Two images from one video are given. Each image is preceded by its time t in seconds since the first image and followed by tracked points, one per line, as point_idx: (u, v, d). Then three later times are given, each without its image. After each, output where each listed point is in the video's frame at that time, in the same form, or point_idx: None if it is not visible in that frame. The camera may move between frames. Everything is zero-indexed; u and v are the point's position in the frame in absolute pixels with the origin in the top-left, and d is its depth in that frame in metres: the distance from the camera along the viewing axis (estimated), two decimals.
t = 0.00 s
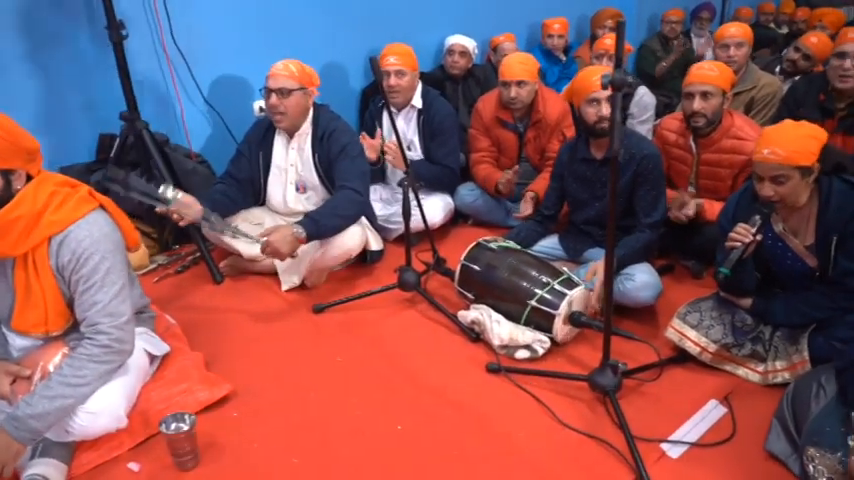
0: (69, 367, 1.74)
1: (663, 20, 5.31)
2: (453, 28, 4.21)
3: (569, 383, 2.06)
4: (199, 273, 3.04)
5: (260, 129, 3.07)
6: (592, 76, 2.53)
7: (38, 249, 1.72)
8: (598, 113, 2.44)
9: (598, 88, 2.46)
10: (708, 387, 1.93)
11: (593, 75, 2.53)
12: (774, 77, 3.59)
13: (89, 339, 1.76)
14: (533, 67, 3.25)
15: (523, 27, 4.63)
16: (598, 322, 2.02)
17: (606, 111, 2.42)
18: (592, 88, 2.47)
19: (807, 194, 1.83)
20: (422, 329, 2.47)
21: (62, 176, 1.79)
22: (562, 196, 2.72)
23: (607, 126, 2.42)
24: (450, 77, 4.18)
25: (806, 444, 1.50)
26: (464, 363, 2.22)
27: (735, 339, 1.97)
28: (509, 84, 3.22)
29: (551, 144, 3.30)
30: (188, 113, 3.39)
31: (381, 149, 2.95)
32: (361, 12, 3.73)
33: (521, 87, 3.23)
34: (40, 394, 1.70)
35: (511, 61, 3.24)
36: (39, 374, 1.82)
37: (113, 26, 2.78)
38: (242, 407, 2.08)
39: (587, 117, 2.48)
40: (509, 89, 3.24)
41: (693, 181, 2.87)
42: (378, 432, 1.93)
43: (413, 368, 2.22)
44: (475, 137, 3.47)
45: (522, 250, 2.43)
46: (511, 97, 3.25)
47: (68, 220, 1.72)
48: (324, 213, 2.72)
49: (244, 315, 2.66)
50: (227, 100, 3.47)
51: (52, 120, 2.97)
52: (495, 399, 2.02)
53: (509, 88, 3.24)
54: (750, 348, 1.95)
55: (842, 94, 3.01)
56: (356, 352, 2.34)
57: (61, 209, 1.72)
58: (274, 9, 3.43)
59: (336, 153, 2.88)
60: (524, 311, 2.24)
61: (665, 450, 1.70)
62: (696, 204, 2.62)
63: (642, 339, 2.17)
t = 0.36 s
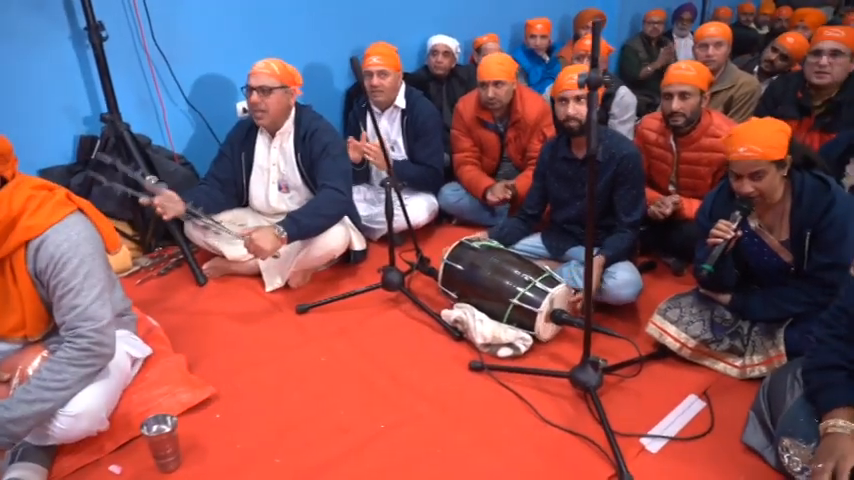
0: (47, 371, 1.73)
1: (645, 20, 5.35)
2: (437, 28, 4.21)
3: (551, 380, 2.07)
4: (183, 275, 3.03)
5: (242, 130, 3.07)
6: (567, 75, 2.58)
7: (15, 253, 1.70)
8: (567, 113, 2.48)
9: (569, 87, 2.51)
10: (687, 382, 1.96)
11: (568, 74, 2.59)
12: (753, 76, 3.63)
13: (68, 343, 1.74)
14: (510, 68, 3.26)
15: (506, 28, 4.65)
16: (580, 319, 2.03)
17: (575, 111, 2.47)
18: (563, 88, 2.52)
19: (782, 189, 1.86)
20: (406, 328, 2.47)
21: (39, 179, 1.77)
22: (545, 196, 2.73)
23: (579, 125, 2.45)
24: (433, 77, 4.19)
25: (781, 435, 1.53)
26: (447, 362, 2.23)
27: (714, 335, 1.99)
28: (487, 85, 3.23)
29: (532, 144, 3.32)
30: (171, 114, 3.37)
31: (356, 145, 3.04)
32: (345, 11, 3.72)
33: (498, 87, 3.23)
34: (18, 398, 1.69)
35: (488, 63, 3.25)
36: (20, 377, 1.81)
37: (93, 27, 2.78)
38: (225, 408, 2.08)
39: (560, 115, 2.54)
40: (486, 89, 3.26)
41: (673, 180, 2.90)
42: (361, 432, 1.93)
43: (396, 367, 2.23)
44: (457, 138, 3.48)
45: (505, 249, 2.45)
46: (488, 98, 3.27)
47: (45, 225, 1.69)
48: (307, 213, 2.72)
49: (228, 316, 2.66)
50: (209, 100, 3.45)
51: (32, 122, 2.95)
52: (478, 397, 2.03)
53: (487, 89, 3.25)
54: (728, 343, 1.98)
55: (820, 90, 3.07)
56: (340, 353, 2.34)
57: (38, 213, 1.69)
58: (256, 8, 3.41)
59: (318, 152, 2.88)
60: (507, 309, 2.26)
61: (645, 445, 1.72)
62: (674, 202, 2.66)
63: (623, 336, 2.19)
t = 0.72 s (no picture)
0: (25, 376, 1.71)
1: (627, 21, 5.40)
2: (419, 30, 4.22)
3: (532, 379, 2.09)
4: (164, 279, 3.01)
5: (223, 132, 3.06)
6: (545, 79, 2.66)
7: None
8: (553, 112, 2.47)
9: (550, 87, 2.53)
10: (665, 379, 1.98)
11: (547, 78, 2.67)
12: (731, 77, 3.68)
13: (46, 348, 1.73)
14: (495, 69, 3.27)
15: (489, 30, 4.68)
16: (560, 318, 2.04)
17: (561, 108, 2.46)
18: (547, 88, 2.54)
19: (755, 188, 1.91)
20: (389, 330, 2.48)
21: (17, 184, 1.76)
22: (526, 197, 2.75)
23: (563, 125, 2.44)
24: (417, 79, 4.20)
25: (755, 431, 1.56)
26: (429, 363, 2.24)
27: (691, 333, 2.02)
28: (472, 87, 3.24)
29: (515, 145, 3.34)
30: (152, 117, 3.35)
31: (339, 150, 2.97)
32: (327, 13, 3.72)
33: (484, 89, 3.25)
34: None
35: (473, 64, 3.24)
36: None
37: (71, 30, 2.76)
38: (206, 412, 2.07)
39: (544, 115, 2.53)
40: (472, 91, 3.27)
41: (653, 180, 2.91)
42: (343, 433, 1.93)
43: (378, 368, 2.23)
44: (441, 140, 3.50)
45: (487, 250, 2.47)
46: (474, 99, 3.27)
47: (24, 230, 1.68)
48: (288, 215, 2.71)
49: (210, 319, 2.65)
50: (190, 103, 3.44)
51: (10, 125, 2.92)
52: (460, 397, 2.04)
53: (473, 90, 3.26)
54: (705, 341, 2.00)
55: (792, 91, 3.12)
56: (322, 355, 2.34)
57: (16, 218, 1.68)
58: (237, 10, 3.40)
59: (300, 155, 2.88)
60: (488, 309, 2.27)
61: (623, 442, 1.74)
62: (661, 204, 2.66)
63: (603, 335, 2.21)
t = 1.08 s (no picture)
0: (1, 380, 1.70)
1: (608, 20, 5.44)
2: (401, 30, 4.22)
3: (511, 374, 2.11)
4: (145, 281, 2.99)
5: (202, 133, 3.04)
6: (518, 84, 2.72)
7: None
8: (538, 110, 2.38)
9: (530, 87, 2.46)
10: (643, 373, 2.01)
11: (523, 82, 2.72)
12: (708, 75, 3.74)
13: (23, 351, 1.72)
14: (472, 69, 3.27)
15: (470, 29, 4.69)
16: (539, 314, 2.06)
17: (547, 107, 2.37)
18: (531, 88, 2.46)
19: (728, 182, 1.94)
20: (370, 328, 2.48)
21: None
22: (507, 194, 2.77)
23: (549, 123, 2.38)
24: (399, 79, 4.20)
25: (729, 422, 1.60)
26: (410, 360, 2.25)
27: (667, 327, 2.04)
28: (451, 86, 3.25)
29: (496, 144, 3.33)
30: (131, 118, 3.33)
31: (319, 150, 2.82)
32: (308, 12, 3.71)
33: (462, 88, 3.26)
34: None
35: (452, 64, 3.24)
36: None
37: (47, 31, 2.72)
38: (187, 413, 2.06)
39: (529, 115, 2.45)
40: (451, 90, 3.27)
41: (631, 176, 2.98)
42: (324, 432, 1.93)
43: (359, 367, 2.24)
44: (422, 139, 3.52)
45: (467, 248, 2.48)
46: (453, 99, 3.28)
47: None
48: (268, 215, 2.70)
49: (191, 321, 2.64)
50: (169, 104, 3.42)
51: None
52: (440, 394, 2.05)
53: (451, 90, 3.27)
54: (682, 335, 2.03)
55: (770, 89, 3.16)
56: (303, 354, 2.34)
57: None
58: (217, 10, 3.38)
59: (281, 154, 2.87)
60: (468, 307, 2.28)
61: (601, 436, 1.76)
62: (630, 195, 2.72)
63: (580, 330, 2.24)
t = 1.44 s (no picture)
0: None
1: (588, 20, 5.47)
2: (383, 31, 4.22)
3: (491, 371, 2.12)
4: (126, 284, 2.97)
5: (182, 136, 3.02)
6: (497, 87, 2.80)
7: None
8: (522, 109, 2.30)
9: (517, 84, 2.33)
10: (621, 369, 2.03)
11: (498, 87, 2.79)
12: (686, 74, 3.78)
13: None
14: (452, 69, 3.27)
15: (452, 29, 4.70)
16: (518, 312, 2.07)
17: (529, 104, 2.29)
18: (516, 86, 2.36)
19: (702, 181, 1.96)
20: (352, 328, 2.48)
21: None
22: (487, 194, 2.78)
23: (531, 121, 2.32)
24: (381, 79, 4.21)
25: (705, 415, 1.63)
26: (392, 360, 2.25)
27: (645, 322, 2.07)
28: (431, 87, 3.25)
29: (476, 144, 3.36)
30: (109, 121, 3.31)
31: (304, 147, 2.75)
32: (288, 14, 3.70)
33: (442, 89, 3.27)
34: None
35: (431, 64, 3.24)
36: None
37: (21, 33, 2.69)
38: (167, 416, 2.05)
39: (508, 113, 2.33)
40: (430, 91, 3.28)
41: (610, 173, 2.98)
42: (305, 433, 1.93)
43: (341, 367, 2.24)
44: (402, 139, 3.52)
45: (447, 247, 2.48)
46: (433, 99, 3.29)
47: None
48: (254, 216, 2.68)
49: (172, 323, 2.62)
50: (148, 107, 3.40)
51: None
52: (422, 393, 2.05)
53: (431, 90, 3.27)
54: (659, 330, 2.06)
55: (746, 87, 3.21)
56: (285, 355, 2.34)
57: None
58: (196, 11, 3.36)
59: (261, 156, 2.87)
60: (449, 306, 2.29)
61: (580, 431, 1.78)
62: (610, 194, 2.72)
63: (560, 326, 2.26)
